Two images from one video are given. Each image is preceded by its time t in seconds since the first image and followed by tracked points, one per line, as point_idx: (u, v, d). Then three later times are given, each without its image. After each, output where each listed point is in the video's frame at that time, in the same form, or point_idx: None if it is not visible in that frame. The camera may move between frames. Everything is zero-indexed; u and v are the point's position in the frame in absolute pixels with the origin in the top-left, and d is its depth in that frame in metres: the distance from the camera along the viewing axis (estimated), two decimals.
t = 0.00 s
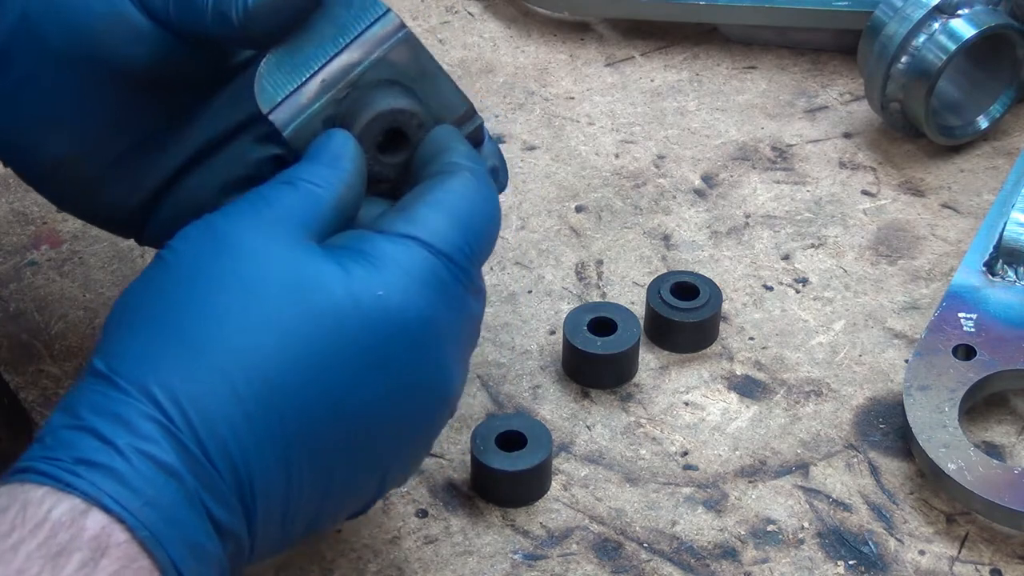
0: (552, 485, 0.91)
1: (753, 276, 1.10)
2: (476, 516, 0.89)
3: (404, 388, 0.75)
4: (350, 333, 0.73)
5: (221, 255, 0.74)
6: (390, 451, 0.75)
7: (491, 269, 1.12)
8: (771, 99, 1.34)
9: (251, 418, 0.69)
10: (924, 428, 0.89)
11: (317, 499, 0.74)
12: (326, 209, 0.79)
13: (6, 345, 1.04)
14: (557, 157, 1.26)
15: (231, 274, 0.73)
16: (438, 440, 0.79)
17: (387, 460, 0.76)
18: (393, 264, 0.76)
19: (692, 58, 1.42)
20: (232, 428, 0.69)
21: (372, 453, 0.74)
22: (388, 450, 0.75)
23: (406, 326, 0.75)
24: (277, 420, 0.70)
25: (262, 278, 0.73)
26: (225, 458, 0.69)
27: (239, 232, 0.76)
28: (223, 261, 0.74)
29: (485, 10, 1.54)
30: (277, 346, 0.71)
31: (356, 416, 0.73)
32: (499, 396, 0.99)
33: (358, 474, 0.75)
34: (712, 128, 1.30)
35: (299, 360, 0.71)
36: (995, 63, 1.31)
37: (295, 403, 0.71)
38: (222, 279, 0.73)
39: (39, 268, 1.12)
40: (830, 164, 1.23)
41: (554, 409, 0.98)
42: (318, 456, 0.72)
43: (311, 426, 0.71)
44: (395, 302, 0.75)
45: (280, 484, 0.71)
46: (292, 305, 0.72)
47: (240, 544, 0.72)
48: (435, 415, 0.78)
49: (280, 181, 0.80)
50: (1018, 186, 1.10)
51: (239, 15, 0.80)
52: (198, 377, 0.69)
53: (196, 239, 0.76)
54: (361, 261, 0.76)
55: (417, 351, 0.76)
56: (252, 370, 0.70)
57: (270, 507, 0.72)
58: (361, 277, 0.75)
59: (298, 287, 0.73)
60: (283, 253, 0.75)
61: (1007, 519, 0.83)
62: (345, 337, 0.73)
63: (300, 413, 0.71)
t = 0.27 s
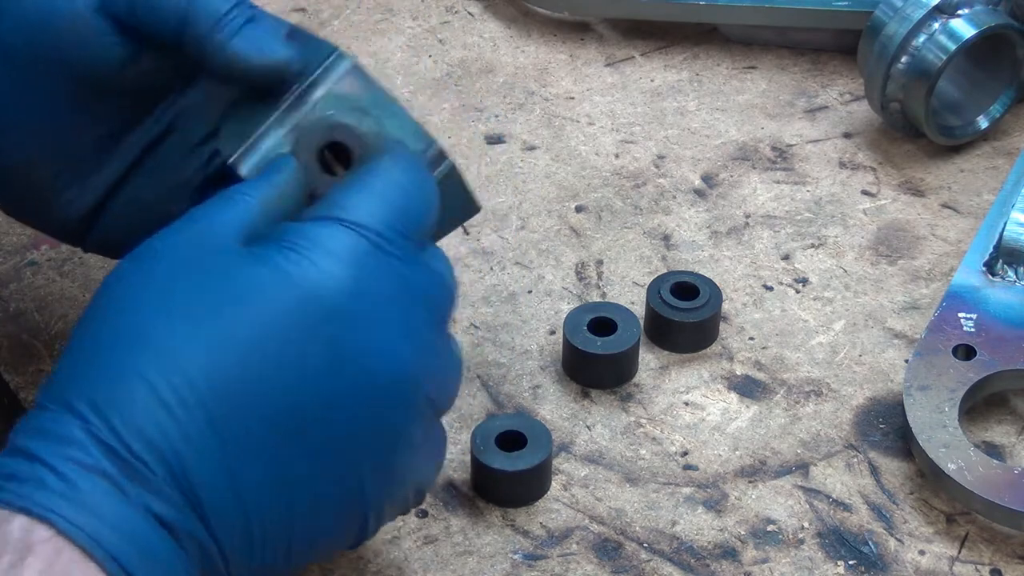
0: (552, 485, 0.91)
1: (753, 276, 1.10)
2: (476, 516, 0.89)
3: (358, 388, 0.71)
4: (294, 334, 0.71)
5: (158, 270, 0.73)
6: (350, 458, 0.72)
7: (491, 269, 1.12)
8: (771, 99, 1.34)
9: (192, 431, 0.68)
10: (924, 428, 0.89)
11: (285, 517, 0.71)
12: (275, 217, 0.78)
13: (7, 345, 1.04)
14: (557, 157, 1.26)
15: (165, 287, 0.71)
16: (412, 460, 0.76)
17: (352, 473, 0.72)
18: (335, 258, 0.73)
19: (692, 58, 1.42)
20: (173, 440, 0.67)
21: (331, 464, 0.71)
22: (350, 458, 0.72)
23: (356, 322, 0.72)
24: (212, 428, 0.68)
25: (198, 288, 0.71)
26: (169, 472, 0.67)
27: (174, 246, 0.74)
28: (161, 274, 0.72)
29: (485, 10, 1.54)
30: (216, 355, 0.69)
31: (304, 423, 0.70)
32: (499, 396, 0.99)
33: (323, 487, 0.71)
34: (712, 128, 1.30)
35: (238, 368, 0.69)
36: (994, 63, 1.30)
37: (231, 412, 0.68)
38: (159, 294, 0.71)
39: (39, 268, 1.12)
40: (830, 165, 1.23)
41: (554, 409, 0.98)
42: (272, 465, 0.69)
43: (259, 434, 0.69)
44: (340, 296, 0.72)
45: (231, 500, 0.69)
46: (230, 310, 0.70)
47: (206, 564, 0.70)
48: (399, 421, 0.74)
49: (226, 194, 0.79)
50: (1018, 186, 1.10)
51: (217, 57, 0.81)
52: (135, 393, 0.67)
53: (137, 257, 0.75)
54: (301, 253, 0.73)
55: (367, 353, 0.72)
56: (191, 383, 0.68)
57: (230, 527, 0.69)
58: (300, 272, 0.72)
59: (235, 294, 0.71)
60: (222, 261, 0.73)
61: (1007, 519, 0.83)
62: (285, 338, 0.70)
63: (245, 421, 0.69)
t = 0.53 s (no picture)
0: (552, 485, 0.91)
1: (753, 276, 1.10)
2: (476, 516, 0.89)
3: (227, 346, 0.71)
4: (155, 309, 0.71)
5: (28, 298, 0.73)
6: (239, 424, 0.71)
7: (491, 269, 1.12)
8: (771, 99, 1.34)
9: (77, 430, 0.67)
10: (924, 428, 0.89)
11: (200, 503, 0.70)
12: (135, 228, 0.78)
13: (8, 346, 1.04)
14: (557, 157, 1.26)
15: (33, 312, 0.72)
16: (313, 428, 0.74)
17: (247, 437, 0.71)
18: (198, 230, 0.74)
19: (692, 58, 1.42)
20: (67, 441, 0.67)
21: (222, 440, 0.70)
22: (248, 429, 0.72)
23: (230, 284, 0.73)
24: (119, 425, 0.68)
25: (66, 295, 0.72)
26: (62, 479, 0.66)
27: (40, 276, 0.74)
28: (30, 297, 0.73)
29: (485, 10, 1.54)
30: (91, 354, 0.68)
31: (183, 396, 0.69)
32: (499, 396, 0.99)
33: (222, 456, 0.70)
34: (712, 128, 1.30)
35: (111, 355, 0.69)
36: (993, 62, 1.31)
37: (117, 401, 0.68)
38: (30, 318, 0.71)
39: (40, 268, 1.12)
40: (830, 165, 1.23)
41: (553, 409, 0.98)
42: (165, 448, 0.69)
43: (141, 421, 0.68)
44: (202, 266, 0.72)
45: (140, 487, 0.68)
46: (99, 306, 0.70)
47: (144, 566, 0.69)
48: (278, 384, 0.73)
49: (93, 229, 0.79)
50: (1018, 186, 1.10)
51: (127, 131, 0.78)
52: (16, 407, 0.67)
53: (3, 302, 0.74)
54: (155, 237, 0.74)
55: (241, 314, 0.72)
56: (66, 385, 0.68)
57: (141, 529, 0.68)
58: (156, 247, 0.73)
59: (101, 294, 0.71)
60: (80, 274, 0.73)
61: (1007, 519, 0.83)
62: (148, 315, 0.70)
63: (126, 406, 0.68)
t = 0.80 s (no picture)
0: (552, 485, 0.91)
1: (753, 276, 1.10)
2: (476, 516, 0.89)
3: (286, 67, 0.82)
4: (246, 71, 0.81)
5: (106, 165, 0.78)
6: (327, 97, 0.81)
7: (491, 269, 1.12)
8: (771, 99, 1.34)
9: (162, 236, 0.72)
10: (924, 428, 0.89)
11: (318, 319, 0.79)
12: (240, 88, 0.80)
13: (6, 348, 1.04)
14: (557, 157, 1.26)
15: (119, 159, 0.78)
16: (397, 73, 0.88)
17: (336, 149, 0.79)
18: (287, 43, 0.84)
19: (692, 58, 1.42)
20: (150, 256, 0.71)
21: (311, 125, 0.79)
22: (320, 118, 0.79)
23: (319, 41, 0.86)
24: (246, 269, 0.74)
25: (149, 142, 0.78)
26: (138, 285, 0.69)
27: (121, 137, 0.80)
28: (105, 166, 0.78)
29: (485, 10, 1.54)
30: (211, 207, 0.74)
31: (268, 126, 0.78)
32: (499, 396, 0.99)
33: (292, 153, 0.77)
34: (712, 128, 1.30)
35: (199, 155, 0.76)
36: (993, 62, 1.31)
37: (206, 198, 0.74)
38: (117, 172, 0.77)
39: (39, 269, 1.12)
40: (830, 165, 1.23)
41: (554, 409, 0.98)
42: (280, 262, 0.76)
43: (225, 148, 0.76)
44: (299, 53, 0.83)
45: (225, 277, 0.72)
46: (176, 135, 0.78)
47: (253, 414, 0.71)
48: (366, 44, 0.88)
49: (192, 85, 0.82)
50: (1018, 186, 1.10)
51: None
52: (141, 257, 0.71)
53: (108, 162, 0.78)
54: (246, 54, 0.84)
55: (346, 155, 0.79)
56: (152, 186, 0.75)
57: (216, 336, 0.69)
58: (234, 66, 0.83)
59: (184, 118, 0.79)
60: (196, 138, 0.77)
61: (1007, 519, 0.83)
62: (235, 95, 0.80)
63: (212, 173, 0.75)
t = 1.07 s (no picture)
0: (552, 485, 0.91)
1: (753, 276, 1.10)
2: (477, 516, 0.89)
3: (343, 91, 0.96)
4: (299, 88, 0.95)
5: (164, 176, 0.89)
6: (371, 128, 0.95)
7: (491, 269, 1.12)
8: (771, 99, 1.34)
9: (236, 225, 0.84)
10: (924, 428, 0.89)
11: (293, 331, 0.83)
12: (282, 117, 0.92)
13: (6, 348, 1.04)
14: (557, 157, 1.26)
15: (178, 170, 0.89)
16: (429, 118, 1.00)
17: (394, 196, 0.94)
18: (303, 78, 0.96)
19: (692, 58, 1.42)
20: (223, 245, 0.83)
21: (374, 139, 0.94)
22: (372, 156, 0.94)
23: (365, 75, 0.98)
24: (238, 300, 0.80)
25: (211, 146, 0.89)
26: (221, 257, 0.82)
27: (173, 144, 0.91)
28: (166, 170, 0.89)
29: (485, 10, 1.54)
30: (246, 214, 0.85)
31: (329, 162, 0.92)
32: (499, 396, 0.99)
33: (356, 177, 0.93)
34: (712, 128, 1.30)
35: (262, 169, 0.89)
36: (993, 62, 1.30)
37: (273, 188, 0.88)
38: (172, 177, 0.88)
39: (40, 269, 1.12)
40: (830, 165, 1.23)
41: (554, 409, 0.98)
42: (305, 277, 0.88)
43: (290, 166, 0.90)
44: (321, 91, 0.95)
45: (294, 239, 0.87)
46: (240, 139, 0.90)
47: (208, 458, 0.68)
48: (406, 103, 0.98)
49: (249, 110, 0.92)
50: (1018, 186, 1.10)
51: None
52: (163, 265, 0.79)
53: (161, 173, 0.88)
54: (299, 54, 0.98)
55: (370, 201, 0.92)
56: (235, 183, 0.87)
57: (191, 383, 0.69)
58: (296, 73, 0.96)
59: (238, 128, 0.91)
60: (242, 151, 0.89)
61: (1007, 519, 0.83)
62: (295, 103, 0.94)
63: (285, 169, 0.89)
